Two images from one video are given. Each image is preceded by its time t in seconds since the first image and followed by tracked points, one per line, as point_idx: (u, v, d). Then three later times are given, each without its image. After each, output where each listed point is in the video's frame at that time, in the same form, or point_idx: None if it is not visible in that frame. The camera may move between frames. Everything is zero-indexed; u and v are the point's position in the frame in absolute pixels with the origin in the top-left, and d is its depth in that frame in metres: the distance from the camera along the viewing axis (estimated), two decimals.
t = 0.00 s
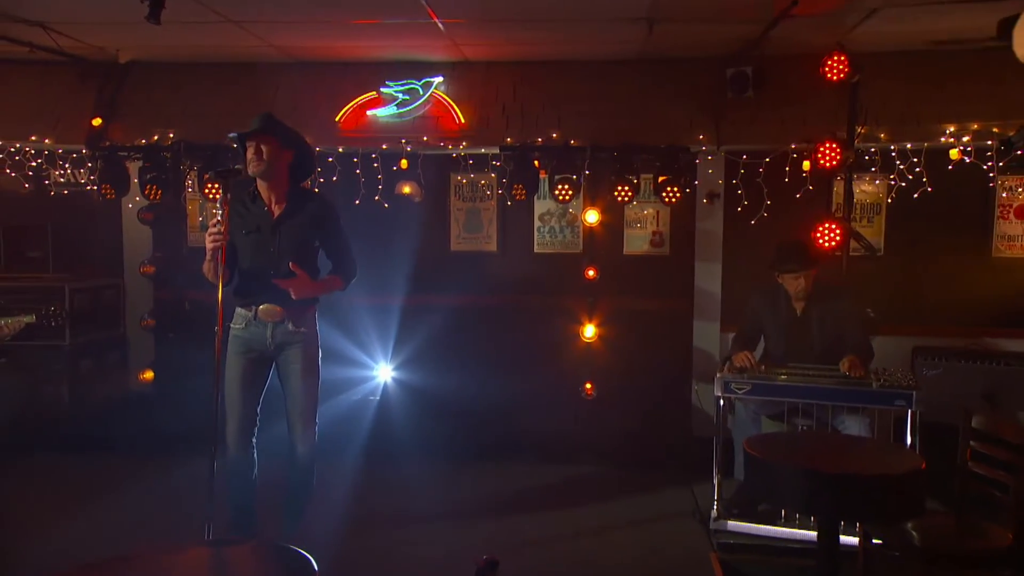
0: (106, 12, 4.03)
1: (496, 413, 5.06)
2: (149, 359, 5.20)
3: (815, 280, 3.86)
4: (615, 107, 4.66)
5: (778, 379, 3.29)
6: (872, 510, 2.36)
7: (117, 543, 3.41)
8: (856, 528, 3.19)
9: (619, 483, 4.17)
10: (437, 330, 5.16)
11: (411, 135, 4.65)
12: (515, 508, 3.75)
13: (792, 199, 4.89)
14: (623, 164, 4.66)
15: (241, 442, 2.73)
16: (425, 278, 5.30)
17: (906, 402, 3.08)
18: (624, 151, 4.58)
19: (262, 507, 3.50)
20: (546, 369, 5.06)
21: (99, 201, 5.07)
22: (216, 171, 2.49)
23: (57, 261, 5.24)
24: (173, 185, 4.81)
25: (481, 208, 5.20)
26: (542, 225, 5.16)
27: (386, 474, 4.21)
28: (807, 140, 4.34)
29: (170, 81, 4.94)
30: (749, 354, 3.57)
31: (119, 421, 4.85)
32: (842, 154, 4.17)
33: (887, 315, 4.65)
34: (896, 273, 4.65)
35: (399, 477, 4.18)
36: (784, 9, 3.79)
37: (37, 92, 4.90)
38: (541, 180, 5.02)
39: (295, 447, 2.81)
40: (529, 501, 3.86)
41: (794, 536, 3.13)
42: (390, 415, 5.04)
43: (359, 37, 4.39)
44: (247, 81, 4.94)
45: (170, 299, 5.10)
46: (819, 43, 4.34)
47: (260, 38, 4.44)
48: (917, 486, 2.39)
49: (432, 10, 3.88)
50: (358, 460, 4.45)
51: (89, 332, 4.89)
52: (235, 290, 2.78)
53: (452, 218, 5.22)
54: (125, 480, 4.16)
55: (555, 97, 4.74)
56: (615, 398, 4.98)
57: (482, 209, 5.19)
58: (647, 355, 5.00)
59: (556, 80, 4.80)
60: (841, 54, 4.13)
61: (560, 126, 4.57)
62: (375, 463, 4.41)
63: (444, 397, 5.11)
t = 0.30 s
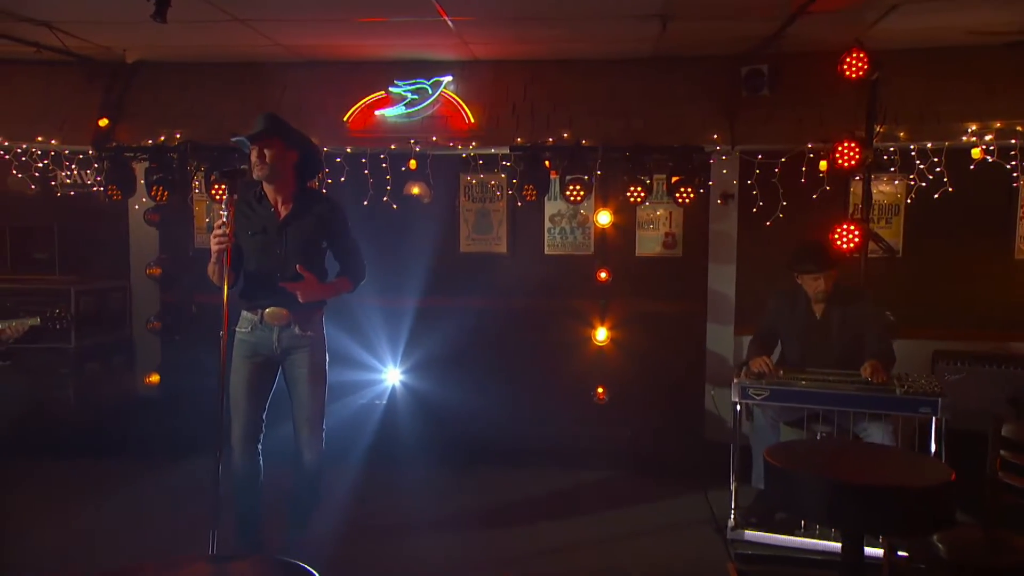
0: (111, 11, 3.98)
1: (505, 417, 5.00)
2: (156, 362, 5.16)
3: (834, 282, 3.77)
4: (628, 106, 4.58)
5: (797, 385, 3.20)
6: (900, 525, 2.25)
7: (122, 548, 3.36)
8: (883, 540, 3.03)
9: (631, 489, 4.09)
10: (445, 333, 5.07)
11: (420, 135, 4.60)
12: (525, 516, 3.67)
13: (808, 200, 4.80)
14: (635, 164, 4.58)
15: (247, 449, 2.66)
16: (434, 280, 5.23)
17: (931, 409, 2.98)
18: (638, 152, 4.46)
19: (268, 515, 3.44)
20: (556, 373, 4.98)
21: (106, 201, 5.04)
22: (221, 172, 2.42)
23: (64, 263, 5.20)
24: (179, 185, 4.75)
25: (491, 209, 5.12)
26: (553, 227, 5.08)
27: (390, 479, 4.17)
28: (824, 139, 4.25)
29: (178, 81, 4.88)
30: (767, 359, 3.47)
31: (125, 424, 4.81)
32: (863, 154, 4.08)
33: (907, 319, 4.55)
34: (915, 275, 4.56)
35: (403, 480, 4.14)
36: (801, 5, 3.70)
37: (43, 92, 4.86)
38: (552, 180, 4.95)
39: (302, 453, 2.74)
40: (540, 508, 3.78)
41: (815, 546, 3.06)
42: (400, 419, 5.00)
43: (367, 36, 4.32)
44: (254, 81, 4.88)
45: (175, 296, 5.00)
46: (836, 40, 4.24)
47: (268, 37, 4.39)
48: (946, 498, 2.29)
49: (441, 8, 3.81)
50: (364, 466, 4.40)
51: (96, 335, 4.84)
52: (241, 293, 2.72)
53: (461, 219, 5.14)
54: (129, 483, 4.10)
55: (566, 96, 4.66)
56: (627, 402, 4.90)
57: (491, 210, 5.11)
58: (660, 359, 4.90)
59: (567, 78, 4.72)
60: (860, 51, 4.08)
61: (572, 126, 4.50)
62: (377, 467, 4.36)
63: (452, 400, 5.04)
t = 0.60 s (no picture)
0: (127, 11, 3.94)
1: (523, 420, 4.93)
2: (173, 363, 5.14)
3: (864, 283, 3.65)
4: (649, 103, 4.48)
5: (826, 390, 3.09)
6: (940, 540, 2.13)
7: (138, 551, 3.33)
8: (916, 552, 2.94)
9: (653, 496, 4.00)
10: (463, 334, 5.03)
11: (436, 135, 4.57)
12: (543, 524, 3.59)
13: (834, 199, 4.68)
14: (657, 163, 4.48)
15: (264, 454, 2.59)
16: (451, 281, 5.17)
17: (968, 417, 2.87)
18: (657, 151, 4.42)
19: (284, 521, 3.38)
20: (576, 377, 4.92)
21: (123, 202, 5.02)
22: (236, 173, 2.36)
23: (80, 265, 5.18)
24: (194, 187, 4.72)
25: (508, 209, 5.05)
26: (571, 227, 5.00)
27: (400, 481, 4.12)
28: (850, 138, 4.16)
29: (194, 80, 4.84)
30: (794, 364, 3.36)
31: (142, 428, 4.79)
32: (891, 152, 3.98)
33: (937, 321, 4.44)
34: (946, 276, 4.44)
35: (414, 484, 4.07)
36: None
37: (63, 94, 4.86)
38: (571, 180, 4.87)
39: (320, 458, 2.67)
40: (558, 515, 3.70)
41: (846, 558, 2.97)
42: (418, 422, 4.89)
43: (383, 34, 4.26)
44: (270, 80, 4.84)
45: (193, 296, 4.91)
46: (864, 34, 4.11)
47: (284, 36, 4.33)
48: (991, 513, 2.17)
49: (459, 5, 3.74)
50: (375, 466, 4.36)
51: (113, 336, 4.83)
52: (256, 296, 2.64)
53: (478, 219, 5.07)
54: (145, 486, 4.08)
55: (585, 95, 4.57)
56: (647, 405, 4.81)
57: (509, 210, 5.03)
58: (681, 362, 4.82)
59: (587, 75, 4.62)
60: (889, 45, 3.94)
61: (591, 124, 4.47)
62: (388, 470, 4.31)
63: (469, 402, 4.97)
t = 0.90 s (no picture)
0: (150, 11, 3.94)
1: (546, 420, 4.90)
2: (196, 363, 5.15)
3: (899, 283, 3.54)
4: (676, 99, 4.39)
5: (861, 395, 2.98)
6: (990, 553, 2.02)
7: (157, 555, 3.29)
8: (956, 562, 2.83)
9: (680, 500, 3.92)
10: (484, 333, 5.00)
11: (459, 132, 4.53)
12: (567, 529, 3.52)
13: (869, 196, 4.54)
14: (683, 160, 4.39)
15: (286, 457, 2.54)
16: (472, 280, 5.10)
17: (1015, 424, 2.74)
18: (685, 147, 4.30)
19: (306, 523, 3.35)
20: (602, 377, 4.86)
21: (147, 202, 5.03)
22: (257, 172, 2.31)
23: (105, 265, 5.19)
24: (217, 186, 4.71)
25: (532, 207, 4.98)
26: (595, 226, 4.92)
27: (432, 483, 4.09)
28: (885, 133, 4.06)
29: (218, 80, 4.83)
30: (827, 367, 3.25)
31: (165, 429, 4.79)
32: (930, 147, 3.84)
33: (976, 322, 4.29)
34: (985, 275, 4.29)
35: (429, 487, 4.02)
36: None
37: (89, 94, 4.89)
38: (595, 178, 4.79)
39: (342, 461, 2.62)
40: (582, 519, 3.63)
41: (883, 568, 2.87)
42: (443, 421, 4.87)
43: (406, 30, 4.20)
44: (293, 79, 4.82)
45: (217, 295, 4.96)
46: (900, 26, 3.98)
47: (306, 34, 4.31)
48: None
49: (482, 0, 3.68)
50: (392, 466, 4.34)
51: (137, 336, 4.84)
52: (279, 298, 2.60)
53: (502, 217, 5.01)
54: (169, 486, 4.07)
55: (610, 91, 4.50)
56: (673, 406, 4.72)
57: (532, 209, 4.97)
58: (707, 362, 4.74)
59: (612, 71, 4.53)
60: (928, 36, 3.78)
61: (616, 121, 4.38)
62: (405, 470, 4.27)
63: (492, 401, 4.96)
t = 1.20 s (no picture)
0: (174, 9, 3.93)
1: (572, 421, 4.82)
2: (221, 363, 5.16)
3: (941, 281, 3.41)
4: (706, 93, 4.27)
5: (899, 399, 2.86)
6: None
7: (182, 556, 3.28)
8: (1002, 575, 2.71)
9: (710, 505, 3.81)
10: (508, 333, 4.92)
11: (484, 129, 4.52)
12: (594, 533, 3.43)
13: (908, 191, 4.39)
14: (714, 155, 4.27)
15: (308, 459, 2.50)
16: (496, 279, 5.02)
17: None
18: (716, 142, 4.20)
19: (329, 525, 3.32)
20: (630, 377, 4.77)
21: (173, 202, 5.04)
22: (278, 169, 2.28)
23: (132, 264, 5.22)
24: (242, 185, 4.69)
25: (558, 205, 4.90)
26: (623, 224, 4.82)
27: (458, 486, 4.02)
28: (926, 126, 4.00)
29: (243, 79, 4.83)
30: (866, 369, 3.11)
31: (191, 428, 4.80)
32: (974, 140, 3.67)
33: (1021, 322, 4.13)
34: None
35: (445, 489, 3.97)
36: None
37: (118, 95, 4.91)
38: (623, 174, 4.70)
39: (365, 463, 2.58)
40: (609, 523, 3.55)
41: None
42: (466, 422, 4.79)
43: (431, 26, 4.14)
44: (317, 78, 4.80)
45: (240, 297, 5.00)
46: (941, 15, 3.83)
47: (329, 31, 4.27)
48: None
49: None
50: (413, 467, 4.33)
51: (162, 335, 4.84)
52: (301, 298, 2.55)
53: (528, 215, 4.94)
54: (194, 486, 4.07)
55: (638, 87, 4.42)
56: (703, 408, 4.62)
57: (559, 206, 4.89)
58: (738, 363, 4.62)
59: (640, 66, 4.43)
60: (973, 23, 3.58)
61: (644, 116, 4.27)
62: (422, 472, 4.23)
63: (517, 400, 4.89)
